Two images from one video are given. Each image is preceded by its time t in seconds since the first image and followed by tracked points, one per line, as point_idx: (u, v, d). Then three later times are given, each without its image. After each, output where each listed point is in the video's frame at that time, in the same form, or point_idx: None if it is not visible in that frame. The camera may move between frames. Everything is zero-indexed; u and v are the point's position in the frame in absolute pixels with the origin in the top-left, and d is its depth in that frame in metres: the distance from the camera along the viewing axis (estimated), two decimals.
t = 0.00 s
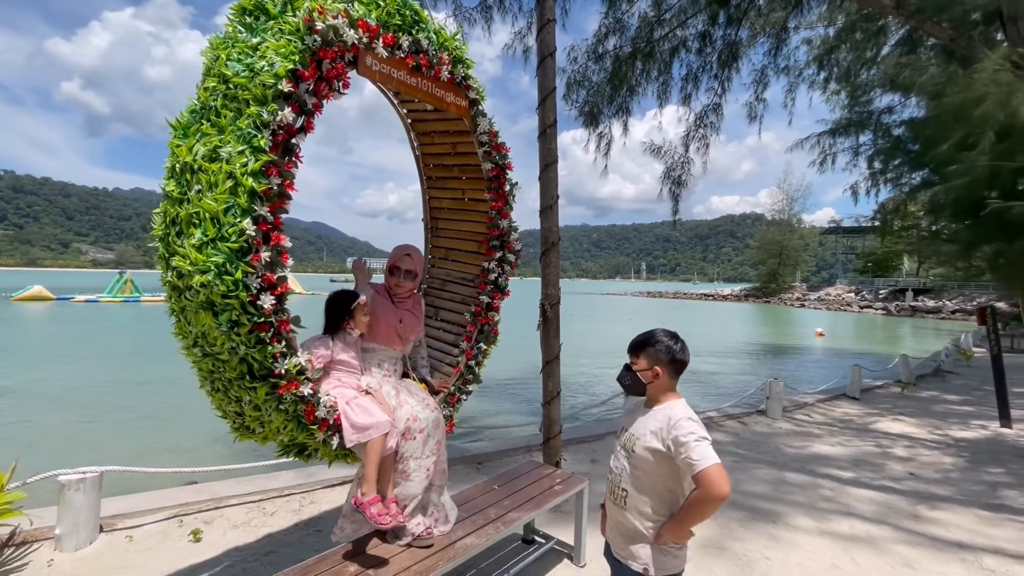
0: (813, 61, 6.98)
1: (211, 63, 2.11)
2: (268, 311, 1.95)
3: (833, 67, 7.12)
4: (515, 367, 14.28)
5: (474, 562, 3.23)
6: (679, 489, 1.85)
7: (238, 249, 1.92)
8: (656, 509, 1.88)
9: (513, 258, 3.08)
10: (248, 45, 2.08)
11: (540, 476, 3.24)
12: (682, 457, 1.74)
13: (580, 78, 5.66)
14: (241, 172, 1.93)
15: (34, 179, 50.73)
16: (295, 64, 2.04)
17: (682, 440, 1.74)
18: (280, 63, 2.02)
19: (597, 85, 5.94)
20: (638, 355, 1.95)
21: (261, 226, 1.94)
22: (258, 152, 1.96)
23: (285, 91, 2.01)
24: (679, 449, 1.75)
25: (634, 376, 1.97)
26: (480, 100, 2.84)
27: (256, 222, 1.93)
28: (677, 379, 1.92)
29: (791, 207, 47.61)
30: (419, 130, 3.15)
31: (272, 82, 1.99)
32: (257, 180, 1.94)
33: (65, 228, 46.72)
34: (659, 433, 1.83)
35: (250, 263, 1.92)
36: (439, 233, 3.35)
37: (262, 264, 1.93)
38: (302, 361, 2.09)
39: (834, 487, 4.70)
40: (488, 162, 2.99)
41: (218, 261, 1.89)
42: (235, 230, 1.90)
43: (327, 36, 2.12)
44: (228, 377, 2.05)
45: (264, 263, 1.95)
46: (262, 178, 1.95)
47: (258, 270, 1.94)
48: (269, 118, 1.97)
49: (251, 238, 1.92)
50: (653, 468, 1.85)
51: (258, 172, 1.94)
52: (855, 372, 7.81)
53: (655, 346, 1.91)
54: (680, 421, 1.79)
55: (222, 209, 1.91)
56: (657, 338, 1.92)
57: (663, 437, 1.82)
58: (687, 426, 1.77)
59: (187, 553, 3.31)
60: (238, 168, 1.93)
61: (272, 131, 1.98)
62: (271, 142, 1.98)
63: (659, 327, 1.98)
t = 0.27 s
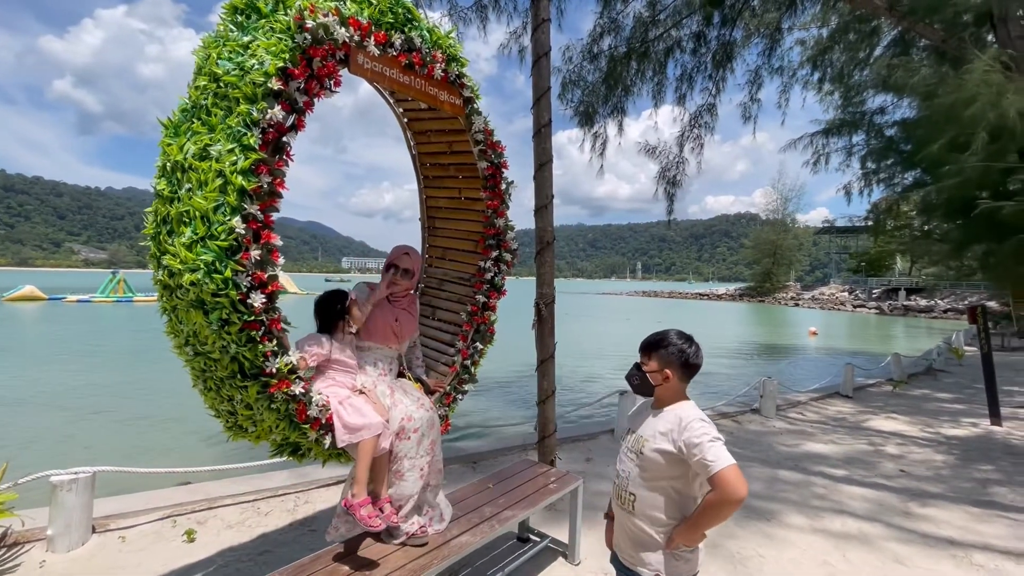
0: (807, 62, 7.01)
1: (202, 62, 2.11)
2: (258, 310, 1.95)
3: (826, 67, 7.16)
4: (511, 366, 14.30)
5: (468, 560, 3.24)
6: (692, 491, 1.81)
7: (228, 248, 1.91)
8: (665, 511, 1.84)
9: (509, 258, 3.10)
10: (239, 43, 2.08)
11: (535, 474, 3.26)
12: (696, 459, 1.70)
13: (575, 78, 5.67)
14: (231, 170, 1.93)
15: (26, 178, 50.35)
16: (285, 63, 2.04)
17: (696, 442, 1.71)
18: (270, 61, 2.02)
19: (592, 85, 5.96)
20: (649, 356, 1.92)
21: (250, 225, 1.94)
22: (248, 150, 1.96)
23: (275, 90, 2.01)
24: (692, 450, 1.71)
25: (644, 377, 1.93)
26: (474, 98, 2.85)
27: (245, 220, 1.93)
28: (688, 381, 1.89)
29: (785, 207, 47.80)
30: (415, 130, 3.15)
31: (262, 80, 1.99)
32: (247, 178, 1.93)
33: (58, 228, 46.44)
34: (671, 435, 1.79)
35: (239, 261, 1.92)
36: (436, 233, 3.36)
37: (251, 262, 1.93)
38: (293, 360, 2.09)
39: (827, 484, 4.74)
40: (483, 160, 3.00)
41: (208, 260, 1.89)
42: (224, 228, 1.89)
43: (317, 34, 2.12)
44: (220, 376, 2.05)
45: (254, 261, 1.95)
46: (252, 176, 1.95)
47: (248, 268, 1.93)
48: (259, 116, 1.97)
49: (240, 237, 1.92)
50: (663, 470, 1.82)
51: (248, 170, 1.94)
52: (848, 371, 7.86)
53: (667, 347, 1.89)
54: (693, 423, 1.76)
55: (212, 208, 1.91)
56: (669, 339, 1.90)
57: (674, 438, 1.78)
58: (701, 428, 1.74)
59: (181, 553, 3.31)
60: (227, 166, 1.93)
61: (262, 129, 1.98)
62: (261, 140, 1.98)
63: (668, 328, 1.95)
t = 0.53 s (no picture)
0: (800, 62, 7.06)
1: (192, 61, 2.12)
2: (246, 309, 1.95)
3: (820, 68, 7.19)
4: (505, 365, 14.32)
5: (462, 559, 3.26)
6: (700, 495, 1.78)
7: (215, 247, 1.92)
8: (674, 517, 1.80)
9: (505, 256, 3.11)
10: (228, 41, 2.09)
11: (528, 472, 3.28)
12: (708, 463, 1.66)
13: (569, 77, 5.69)
14: (218, 169, 1.93)
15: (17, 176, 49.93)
16: (272, 61, 2.04)
17: (708, 445, 1.66)
18: (257, 60, 2.03)
19: (586, 84, 5.98)
20: (652, 357, 1.88)
21: (238, 224, 1.93)
22: (235, 149, 1.96)
23: (262, 88, 2.01)
24: (704, 454, 1.67)
25: (649, 379, 1.89)
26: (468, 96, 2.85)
27: (233, 219, 1.93)
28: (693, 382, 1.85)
29: (778, 207, 48.02)
30: (411, 129, 3.17)
31: (250, 79, 2.00)
32: (234, 177, 1.93)
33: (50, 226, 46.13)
34: (680, 438, 1.75)
35: (227, 260, 1.92)
36: (433, 232, 3.37)
37: (239, 261, 1.93)
38: (283, 360, 2.10)
39: (819, 482, 4.78)
40: (477, 159, 3.01)
41: (195, 258, 1.90)
42: (211, 227, 1.90)
43: (304, 32, 2.12)
44: (209, 375, 2.05)
45: (242, 260, 1.95)
46: (240, 175, 1.95)
47: (236, 267, 1.94)
48: (246, 114, 1.97)
49: (227, 236, 1.92)
50: (672, 474, 1.77)
51: (235, 169, 1.94)
52: (840, 369, 7.92)
53: (671, 348, 1.85)
54: (702, 426, 1.72)
55: (199, 207, 1.91)
56: (673, 340, 1.85)
57: (683, 442, 1.74)
58: (712, 431, 1.70)
59: (173, 554, 3.30)
60: (215, 165, 1.93)
61: (249, 127, 1.98)
62: (249, 139, 1.98)
63: (672, 329, 1.91)
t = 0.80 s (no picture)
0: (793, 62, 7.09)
1: (178, 59, 2.12)
2: (232, 308, 1.96)
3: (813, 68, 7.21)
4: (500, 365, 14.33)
5: (455, 558, 3.27)
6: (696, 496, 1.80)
7: (200, 245, 1.92)
8: (672, 518, 1.81)
9: (500, 255, 3.10)
10: (214, 39, 2.09)
11: (522, 472, 3.30)
12: (710, 468, 1.67)
13: (563, 76, 5.70)
14: (203, 167, 1.93)
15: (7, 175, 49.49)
16: (257, 59, 2.04)
17: (710, 450, 1.67)
18: (242, 57, 2.02)
19: (581, 83, 6.00)
20: (651, 359, 1.88)
21: (222, 222, 1.93)
22: (219, 147, 1.96)
23: (246, 86, 2.00)
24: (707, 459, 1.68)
25: (647, 381, 1.88)
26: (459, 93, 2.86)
27: (217, 218, 1.93)
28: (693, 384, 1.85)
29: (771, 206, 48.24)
30: (406, 127, 3.18)
31: (234, 77, 1.99)
32: (218, 176, 1.94)
33: (41, 225, 45.77)
34: (681, 442, 1.75)
35: (211, 259, 1.93)
36: (428, 230, 3.37)
37: (224, 260, 1.93)
38: (269, 358, 2.11)
39: (810, 479, 4.82)
40: (470, 157, 3.02)
41: (179, 257, 1.90)
42: (196, 226, 1.90)
43: (289, 29, 2.12)
44: (197, 374, 2.06)
45: (227, 259, 1.95)
46: (224, 174, 1.95)
47: (221, 266, 1.94)
48: (231, 112, 1.97)
49: (212, 234, 1.92)
50: (672, 478, 1.77)
51: (219, 168, 1.95)
52: (832, 367, 7.97)
53: (669, 350, 1.85)
54: (703, 430, 1.72)
55: (184, 205, 1.91)
56: (671, 341, 1.86)
57: (685, 447, 1.74)
58: (714, 435, 1.70)
59: (163, 555, 3.29)
60: (199, 164, 1.93)
61: (234, 125, 1.98)
62: (233, 137, 1.98)
63: (671, 330, 1.90)
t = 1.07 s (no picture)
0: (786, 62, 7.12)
1: (165, 57, 2.11)
2: (218, 307, 1.96)
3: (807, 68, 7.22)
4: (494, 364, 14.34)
5: (449, 557, 3.28)
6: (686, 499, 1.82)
7: (184, 245, 1.92)
8: (662, 519, 1.82)
9: (495, 254, 3.11)
10: (200, 37, 2.09)
11: (516, 471, 3.31)
12: (706, 470, 1.69)
13: (558, 75, 5.71)
14: (187, 167, 1.93)
15: None
16: (242, 57, 2.03)
17: (707, 452, 1.69)
18: (227, 55, 2.02)
19: (575, 82, 6.00)
20: (647, 360, 1.87)
21: (208, 222, 1.93)
22: (204, 146, 1.96)
23: (231, 84, 2.00)
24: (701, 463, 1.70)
25: (642, 383, 1.87)
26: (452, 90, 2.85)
27: (202, 217, 1.93)
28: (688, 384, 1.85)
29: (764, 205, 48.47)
30: (402, 125, 3.18)
31: (219, 75, 1.99)
32: (202, 175, 1.94)
33: (31, 223, 45.28)
34: (676, 443, 1.76)
35: (196, 258, 1.92)
36: (425, 229, 3.37)
37: (208, 259, 1.93)
38: (257, 358, 2.10)
39: (803, 477, 4.85)
40: (464, 155, 3.02)
41: (164, 257, 1.90)
42: (181, 226, 1.90)
43: (274, 27, 2.12)
44: (184, 373, 2.06)
45: (212, 259, 1.95)
46: (209, 173, 1.95)
47: (206, 266, 1.94)
48: (215, 111, 1.97)
49: (196, 234, 1.92)
50: (664, 477, 1.79)
51: (204, 167, 1.95)
52: (824, 365, 8.03)
53: (666, 350, 1.85)
54: (700, 432, 1.74)
55: (169, 205, 1.91)
56: (668, 342, 1.86)
57: (680, 448, 1.75)
58: (710, 438, 1.72)
59: (154, 556, 3.28)
60: (183, 163, 1.93)
61: (219, 124, 1.97)
62: (218, 136, 1.98)
63: (666, 331, 1.90)
